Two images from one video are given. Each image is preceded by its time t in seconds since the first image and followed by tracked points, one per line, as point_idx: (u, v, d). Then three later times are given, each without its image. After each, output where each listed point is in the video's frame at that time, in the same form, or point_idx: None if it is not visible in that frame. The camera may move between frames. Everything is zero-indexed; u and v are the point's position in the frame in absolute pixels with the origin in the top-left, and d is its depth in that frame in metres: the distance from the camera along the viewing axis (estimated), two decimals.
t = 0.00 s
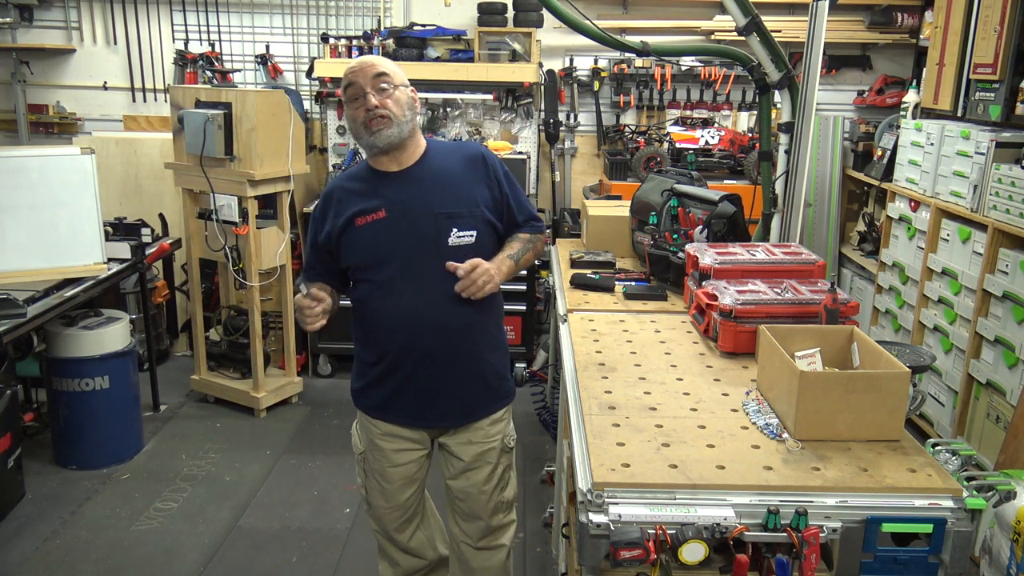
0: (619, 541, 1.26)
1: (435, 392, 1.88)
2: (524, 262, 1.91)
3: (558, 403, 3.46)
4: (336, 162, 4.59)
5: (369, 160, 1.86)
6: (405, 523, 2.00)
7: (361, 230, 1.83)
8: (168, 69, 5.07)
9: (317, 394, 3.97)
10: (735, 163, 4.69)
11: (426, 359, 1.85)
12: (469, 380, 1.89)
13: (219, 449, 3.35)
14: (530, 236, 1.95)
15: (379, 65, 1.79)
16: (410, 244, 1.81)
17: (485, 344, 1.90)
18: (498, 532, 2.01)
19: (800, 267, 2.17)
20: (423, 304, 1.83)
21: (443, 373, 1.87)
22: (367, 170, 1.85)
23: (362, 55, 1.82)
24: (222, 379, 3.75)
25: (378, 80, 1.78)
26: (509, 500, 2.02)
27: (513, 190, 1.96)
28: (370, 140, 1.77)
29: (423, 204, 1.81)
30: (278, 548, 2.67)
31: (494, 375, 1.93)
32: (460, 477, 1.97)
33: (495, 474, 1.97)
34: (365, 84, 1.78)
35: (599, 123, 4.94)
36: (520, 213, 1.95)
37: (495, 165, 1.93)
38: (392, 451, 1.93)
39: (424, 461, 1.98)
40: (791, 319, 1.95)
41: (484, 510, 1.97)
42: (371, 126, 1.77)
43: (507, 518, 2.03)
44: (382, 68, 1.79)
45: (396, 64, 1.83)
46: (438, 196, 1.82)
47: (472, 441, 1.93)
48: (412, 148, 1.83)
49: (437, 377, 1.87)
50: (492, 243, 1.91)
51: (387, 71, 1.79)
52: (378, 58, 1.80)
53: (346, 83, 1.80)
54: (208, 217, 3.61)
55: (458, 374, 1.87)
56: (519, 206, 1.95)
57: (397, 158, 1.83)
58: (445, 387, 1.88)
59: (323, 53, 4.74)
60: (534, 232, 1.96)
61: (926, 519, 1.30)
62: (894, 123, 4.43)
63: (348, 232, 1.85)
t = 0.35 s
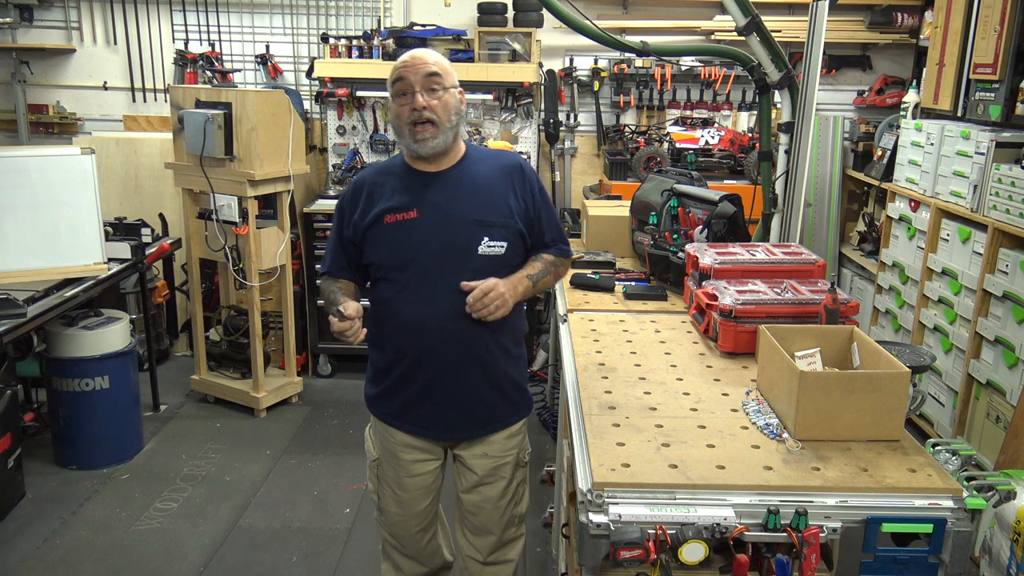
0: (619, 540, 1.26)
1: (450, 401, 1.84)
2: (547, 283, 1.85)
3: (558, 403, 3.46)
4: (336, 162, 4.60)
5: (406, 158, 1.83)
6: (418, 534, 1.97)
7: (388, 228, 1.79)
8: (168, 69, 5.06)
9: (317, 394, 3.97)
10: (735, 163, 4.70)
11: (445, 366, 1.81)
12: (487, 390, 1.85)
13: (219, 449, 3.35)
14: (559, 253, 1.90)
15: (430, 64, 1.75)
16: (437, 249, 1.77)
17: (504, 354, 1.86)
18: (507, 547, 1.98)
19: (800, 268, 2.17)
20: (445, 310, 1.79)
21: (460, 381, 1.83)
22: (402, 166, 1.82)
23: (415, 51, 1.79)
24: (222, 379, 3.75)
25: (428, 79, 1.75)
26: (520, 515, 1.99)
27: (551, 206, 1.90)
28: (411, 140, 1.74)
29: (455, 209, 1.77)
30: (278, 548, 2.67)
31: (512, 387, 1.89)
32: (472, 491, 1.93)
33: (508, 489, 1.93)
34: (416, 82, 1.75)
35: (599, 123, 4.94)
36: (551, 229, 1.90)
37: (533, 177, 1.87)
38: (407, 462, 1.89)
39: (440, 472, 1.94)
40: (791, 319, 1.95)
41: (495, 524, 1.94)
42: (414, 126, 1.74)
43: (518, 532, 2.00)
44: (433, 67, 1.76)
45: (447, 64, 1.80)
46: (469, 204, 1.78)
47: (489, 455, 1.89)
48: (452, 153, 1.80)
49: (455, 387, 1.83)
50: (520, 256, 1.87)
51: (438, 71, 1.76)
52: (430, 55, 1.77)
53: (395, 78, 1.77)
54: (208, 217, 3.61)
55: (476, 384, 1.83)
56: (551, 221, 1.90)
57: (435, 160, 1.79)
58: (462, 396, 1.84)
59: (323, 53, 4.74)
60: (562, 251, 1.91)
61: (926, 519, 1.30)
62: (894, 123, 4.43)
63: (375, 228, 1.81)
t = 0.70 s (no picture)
0: (619, 541, 1.26)
1: (443, 410, 1.78)
2: (557, 314, 1.71)
3: (558, 403, 3.46)
4: (336, 162, 4.60)
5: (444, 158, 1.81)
6: (423, 536, 1.93)
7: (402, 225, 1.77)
8: (168, 69, 5.06)
9: (317, 394, 3.97)
10: (735, 163, 4.70)
11: (437, 374, 1.76)
12: (484, 405, 1.77)
13: (219, 449, 3.35)
14: (580, 283, 1.74)
15: (456, 68, 1.68)
16: (438, 254, 1.72)
17: (507, 370, 1.77)
18: (510, 570, 1.88)
19: (800, 268, 2.17)
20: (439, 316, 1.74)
21: (453, 392, 1.76)
22: (436, 165, 1.79)
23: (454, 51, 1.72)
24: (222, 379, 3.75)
25: (447, 83, 1.68)
26: (529, 534, 1.89)
27: (582, 232, 1.73)
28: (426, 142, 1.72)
29: (464, 216, 1.70)
30: (278, 548, 2.68)
31: (516, 406, 1.79)
32: (473, 508, 1.85)
33: (511, 511, 1.83)
34: (438, 85, 1.70)
35: (599, 123, 4.94)
36: (577, 256, 1.74)
37: (565, 197, 1.71)
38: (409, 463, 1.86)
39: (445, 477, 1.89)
40: (791, 319, 1.95)
41: (495, 544, 1.84)
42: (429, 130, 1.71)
43: (524, 558, 1.89)
44: (458, 71, 1.67)
45: (482, 67, 1.69)
46: (479, 216, 1.69)
47: (490, 473, 1.80)
48: (472, 162, 1.72)
49: (450, 396, 1.77)
50: (535, 276, 1.75)
51: (462, 75, 1.68)
52: (462, 58, 1.69)
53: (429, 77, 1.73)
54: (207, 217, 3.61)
55: (469, 396, 1.76)
56: (579, 247, 1.73)
57: (460, 164, 1.73)
58: (456, 407, 1.77)
59: (323, 53, 4.74)
60: (585, 281, 1.74)
61: (926, 519, 1.30)
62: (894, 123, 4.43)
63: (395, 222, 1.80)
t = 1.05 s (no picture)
0: (619, 541, 1.26)
1: (424, 406, 1.80)
2: (517, 323, 1.65)
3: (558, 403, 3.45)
4: (336, 162, 4.60)
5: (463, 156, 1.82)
6: (423, 528, 1.98)
7: (412, 220, 1.84)
8: (168, 69, 5.06)
9: (317, 394, 3.97)
10: (735, 163, 4.70)
11: (416, 368, 1.79)
12: (458, 405, 1.76)
13: (219, 448, 3.35)
14: (546, 296, 1.64)
15: (432, 73, 1.68)
16: (426, 250, 1.75)
17: (484, 374, 1.74)
18: None
19: (800, 268, 2.17)
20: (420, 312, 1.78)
21: (429, 388, 1.78)
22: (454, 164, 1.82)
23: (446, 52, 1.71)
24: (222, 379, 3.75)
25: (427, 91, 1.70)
26: (515, 548, 1.83)
27: (558, 242, 1.62)
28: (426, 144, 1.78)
29: (447, 215, 1.72)
30: (278, 548, 2.67)
31: (493, 412, 1.75)
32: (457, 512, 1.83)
33: (490, 520, 1.79)
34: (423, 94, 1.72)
35: (599, 123, 4.94)
36: (550, 267, 1.63)
37: (544, 204, 1.62)
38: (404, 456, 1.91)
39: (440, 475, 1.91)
40: (791, 319, 1.95)
41: (476, 552, 1.81)
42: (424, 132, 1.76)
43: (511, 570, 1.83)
44: (433, 75, 1.67)
45: (457, 69, 1.65)
46: (461, 216, 1.70)
47: (468, 478, 1.78)
48: (460, 165, 1.71)
49: (428, 394, 1.79)
50: (512, 283, 1.69)
51: (437, 79, 1.67)
52: (442, 60, 1.68)
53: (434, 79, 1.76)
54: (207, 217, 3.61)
55: (443, 394, 1.77)
56: (552, 257, 1.63)
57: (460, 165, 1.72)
58: (434, 405, 1.79)
59: (323, 53, 4.74)
60: (553, 295, 1.64)
61: (926, 519, 1.30)
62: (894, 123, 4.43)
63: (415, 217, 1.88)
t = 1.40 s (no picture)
0: (619, 541, 1.26)
1: (416, 401, 1.81)
2: (503, 316, 1.66)
3: (558, 403, 3.45)
4: (336, 162, 4.60)
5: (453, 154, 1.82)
6: (421, 523, 1.98)
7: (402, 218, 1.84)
8: (168, 69, 5.06)
9: (317, 394, 3.97)
10: (735, 163, 4.70)
11: (408, 364, 1.79)
12: (449, 399, 1.77)
13: (219, 448, 3.35)
14: (531, 290, 1.65)
15: (412, 76, 1.68)
16: (414, 247, 1.75)
17: (474, 368, 1.74)
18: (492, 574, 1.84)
19: (800, 268, 2.17)
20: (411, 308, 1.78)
21: (421, 383, 1.78)
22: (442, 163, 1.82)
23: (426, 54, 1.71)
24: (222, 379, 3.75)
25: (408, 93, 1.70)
26: (511, 539, 1.84)
27: (542, 236, 1.62)
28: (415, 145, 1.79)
29: (435, 212, 1.72)
30: (278, 547, 2.67)
31: (485, 405, 1.76)
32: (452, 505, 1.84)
33: (485, 513, 1.80)
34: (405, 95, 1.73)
35: (599, 123, 4.94)
36: (535, 261, 1.64)
37: (529, 198, 1.62)
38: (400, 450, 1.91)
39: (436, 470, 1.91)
40: (791, 319, 1.95)
41: (472, 544, 1.82)
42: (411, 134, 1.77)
43: (507, 563, 1.84)
44: (413, 77, 1.68)
45: (434, 69, 1.66)
46: (448, 211, 1.70)
47: (464, 471, 1.78)
48: (447, 163, 1.72)
49: (420, 389, 1.79)
50: (499, 278, 1.70)
51: (417, 82, 1.67)
52: (421, 62, 1.68)
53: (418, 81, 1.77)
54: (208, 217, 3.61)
55: (434, 389, 1.77)
56: (536, 250, 1.63)
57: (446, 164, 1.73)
58: (427, 399, 1.79)
59: (323, 53, 4.74)
60: (538, 288, 1.65)
61: (926, 519, 1.30)
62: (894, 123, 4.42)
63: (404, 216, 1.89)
